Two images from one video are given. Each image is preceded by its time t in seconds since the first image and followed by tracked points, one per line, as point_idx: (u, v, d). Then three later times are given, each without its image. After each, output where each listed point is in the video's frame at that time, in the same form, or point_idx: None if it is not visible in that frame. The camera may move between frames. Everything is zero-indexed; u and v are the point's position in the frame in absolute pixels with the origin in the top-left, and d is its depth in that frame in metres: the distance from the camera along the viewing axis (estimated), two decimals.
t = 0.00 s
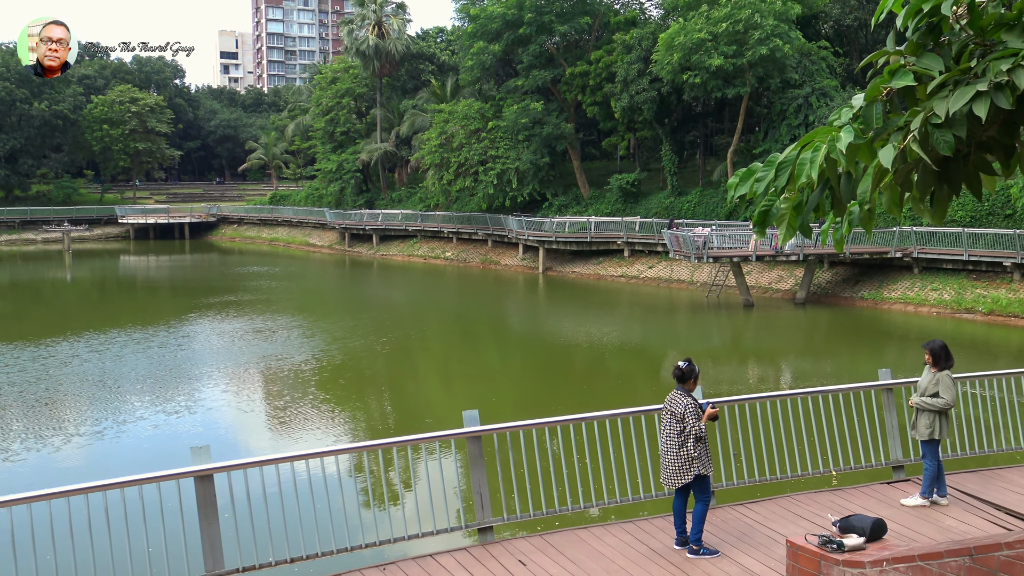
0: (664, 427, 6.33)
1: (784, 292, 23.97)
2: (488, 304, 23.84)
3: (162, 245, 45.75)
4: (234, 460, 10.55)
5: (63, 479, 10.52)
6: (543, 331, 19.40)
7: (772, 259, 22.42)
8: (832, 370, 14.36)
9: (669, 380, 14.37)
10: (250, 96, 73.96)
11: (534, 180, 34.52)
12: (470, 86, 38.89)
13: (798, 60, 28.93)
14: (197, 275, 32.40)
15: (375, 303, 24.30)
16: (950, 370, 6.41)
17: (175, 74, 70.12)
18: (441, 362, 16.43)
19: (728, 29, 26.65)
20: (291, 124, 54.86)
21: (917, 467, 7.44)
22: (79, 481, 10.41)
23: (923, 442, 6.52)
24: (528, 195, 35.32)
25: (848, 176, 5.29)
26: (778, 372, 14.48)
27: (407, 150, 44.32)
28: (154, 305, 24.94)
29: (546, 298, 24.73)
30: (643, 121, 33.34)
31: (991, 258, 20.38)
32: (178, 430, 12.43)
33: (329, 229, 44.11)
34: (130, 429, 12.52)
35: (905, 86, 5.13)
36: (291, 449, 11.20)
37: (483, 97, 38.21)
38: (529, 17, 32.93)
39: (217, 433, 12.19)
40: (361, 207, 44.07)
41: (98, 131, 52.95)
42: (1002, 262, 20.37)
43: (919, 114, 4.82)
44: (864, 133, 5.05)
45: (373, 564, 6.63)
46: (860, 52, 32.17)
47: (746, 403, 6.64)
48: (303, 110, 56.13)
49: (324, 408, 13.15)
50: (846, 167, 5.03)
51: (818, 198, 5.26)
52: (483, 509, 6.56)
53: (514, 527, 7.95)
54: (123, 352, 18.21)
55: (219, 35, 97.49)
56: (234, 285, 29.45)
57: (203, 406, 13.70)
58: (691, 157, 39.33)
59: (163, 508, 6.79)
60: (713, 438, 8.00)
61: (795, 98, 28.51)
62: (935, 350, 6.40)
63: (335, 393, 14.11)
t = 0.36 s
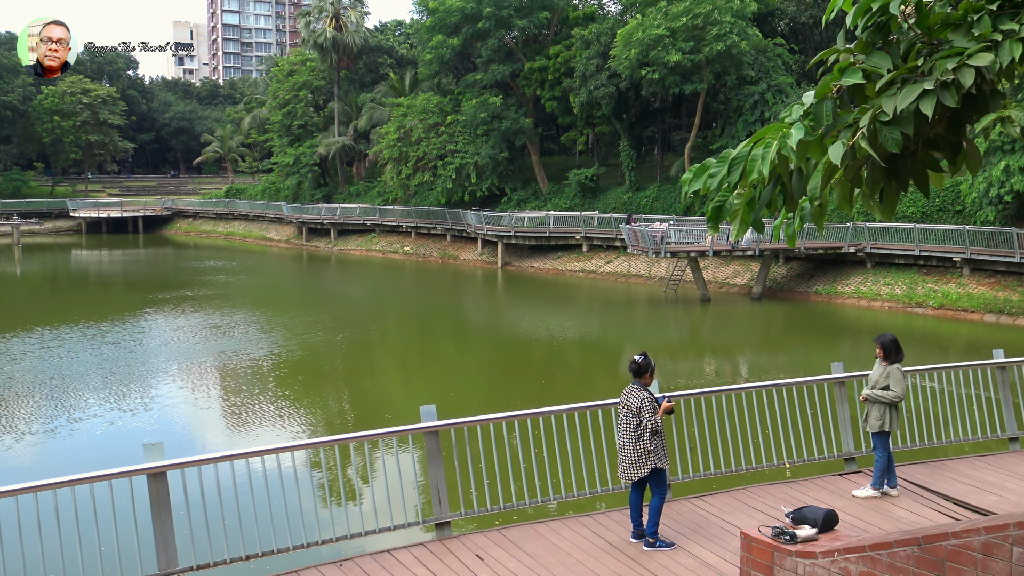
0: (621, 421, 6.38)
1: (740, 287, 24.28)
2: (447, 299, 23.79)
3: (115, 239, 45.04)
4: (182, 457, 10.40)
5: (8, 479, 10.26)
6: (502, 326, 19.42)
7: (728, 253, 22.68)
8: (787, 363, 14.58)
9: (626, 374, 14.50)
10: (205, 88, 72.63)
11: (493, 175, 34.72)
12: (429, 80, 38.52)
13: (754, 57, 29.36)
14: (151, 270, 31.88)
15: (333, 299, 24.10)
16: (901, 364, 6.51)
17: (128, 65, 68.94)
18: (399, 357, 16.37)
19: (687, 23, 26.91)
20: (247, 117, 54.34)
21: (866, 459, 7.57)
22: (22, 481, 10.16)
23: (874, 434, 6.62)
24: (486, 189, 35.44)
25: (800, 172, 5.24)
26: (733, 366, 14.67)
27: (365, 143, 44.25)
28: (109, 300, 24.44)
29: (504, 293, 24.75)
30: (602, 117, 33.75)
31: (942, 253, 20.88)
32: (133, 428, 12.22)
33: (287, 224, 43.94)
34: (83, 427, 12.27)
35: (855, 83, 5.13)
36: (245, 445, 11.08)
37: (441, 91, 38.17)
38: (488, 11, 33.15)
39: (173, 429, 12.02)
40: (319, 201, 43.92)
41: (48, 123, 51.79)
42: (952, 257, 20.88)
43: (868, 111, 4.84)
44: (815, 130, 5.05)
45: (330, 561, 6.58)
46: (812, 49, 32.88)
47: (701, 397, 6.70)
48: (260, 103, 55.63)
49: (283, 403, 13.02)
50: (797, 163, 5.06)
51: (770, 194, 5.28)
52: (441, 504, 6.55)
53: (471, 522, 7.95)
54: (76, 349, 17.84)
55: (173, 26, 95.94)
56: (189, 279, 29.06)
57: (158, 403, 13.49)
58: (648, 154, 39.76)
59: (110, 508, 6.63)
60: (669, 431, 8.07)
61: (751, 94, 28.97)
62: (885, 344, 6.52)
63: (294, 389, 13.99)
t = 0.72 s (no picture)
0: (583, 420, 6.38)
1: (701, 286, 24.54)
2: (409, 298, 23.70)
3: (71, 235, 44.36)
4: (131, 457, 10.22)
5: None
6: (465, 324, 19.37)
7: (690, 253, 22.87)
8: (747, 362, 14.71)
9: (587, 372, 14.56)
10: (164, 83, 71.36)
11: (456, 173, 34.86)
12: (391, 78, 38.46)
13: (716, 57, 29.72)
14: (109, 267, 31.35)
15: (294, 297, 23.85)
16: (857, 363, 6.59)
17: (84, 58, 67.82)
18: (361, 356, 16.25)
19: (650, 22, 27.01)
20: (208, 112, 53.85)
21: (822, 458, 7.67)
22: None
23: (831, 431, 6.70)
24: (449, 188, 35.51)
25: (759, 173, 5.27)
26: (693, 364, 14.80)
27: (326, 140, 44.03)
28: (66, 297, 23.92)
29: (467, 292, 24.71)
30: (565, 116, 34.00)
31: (899, 253, 21.29)
32: (88, 428, 11.96)
33: (247, 221, 43.78)
34: (37, 428, 11.99)
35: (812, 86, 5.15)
36: (202, 445, 10.93)
37: (404, 89, 38.27)
38: (452, 9, 33.23)
39: (131, 429, 11.81)
40: (280, 198, 43.73)
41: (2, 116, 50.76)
42: (908, 258, 21.29)
43: (825, 112, 4.85)
44: (774, 131, 5.07)
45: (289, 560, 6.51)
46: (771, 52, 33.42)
47: (662, 395, 6.74)
48: (220, 99, 55.09)
49: (244, 403, 12.86)
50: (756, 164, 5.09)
51: (729, 194, 5.30)
52: (402, 504, 6.52)
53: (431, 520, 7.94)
54: (30, 347, 17.42)
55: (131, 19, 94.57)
56: (148, 277, 28.61)
57: (116, 403, 13.23)
58: (610, 154, 40.07)
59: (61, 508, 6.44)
60: (629, 429, 8.10)
61: (713, 95, 29.35)
62: (841, 342, 6.60)
63: (256, 388, 13.82)
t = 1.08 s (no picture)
0: (550, 419, 6.38)
1: (669, 285, 24.74)
2: (378, 296, 23.60)
3: (33, 231, 43.66)
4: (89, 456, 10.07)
5: None
6: (434, 323, 19.32)
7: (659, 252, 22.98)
8: (714, 362, 14.81)
9: (555, 370, 14.60)
10: (129, 77, 70.58)
11: (424, 172, 34.58)
12: (359, 74, 38.69)
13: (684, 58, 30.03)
14: (72, 263, 30.85)
15: (261, 295, 23.62)
16: (823, 363, 6.64)
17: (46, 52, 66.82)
18: (328, 355, 16.15)
19: (619, 23, 27.18)
20: (174, 108, 53.35)
21: (787, 456, 7.73)
22: None
23: (795, 430, 6.77)
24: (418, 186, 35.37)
25: (725, 173, 5.29)
26: (661, 363, 14.90)
27: (294, 137, 43.76)
28: (28, 295, 23.47)
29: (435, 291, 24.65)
30: (534, 114, 34.15)
31: (863, 254, 21.61)
32: (50, 427, 11.75)
33: (213, 218, 43.50)
34: None
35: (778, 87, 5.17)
36: (166, 445, 10.80)
37: (373, 86, 38.80)
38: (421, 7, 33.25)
39: (95, 428, 11.64)
40: (247, 195, 43.45)
41: None
42: (872, 259, 21.61)
43: (791, 114, 4.86)
44: (741, 132, 5.09)
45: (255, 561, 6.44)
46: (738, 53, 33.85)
47: (630, 395, 6.76)
48: (186, 94, 54.57)
49: (210, 402, 12.73)
50: (722, 164, 5.11)
51: (696, 194, 5.30)
52: (369, 503, 6.47)
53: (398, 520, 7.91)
54: None
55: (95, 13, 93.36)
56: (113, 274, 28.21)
57: (79, 402, 13.01)
58: (579, 153, 40.27)
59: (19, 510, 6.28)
60: (597, 429, 8.11)
61: (681, 95, 29.65)
62: (804, 345, 6.64)
63: (222, 387, 13.67)
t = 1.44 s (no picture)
0: (537, 418, 6.39)
1: (655, 284, 24.80)
2: (364, 296, 23.53)
3: (16, 233, 43.35)
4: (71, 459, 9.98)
5: None
6: (421, 323, 19.29)
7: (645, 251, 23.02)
8: (700, 360, 14.85)
9: (542, 369, 14.62)
10: (112, 77, 70.18)
11: (410, 172, 34.73)
12: (344, 74, 38.62)
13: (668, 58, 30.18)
14: (57, 265, 30.62)
15: (247, 296, 23.50)
16: (807, 360, 6.69)
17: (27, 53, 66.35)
18: (314, 355, 16.12)
19: (604, 23, 27.27)
20: (157, 108, 53.12)
21: (772, 453, 7.76)
22: None
23: (782, 428, 6.78)
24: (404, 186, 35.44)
25: (709, 172, 5.28)
26: (648, 362, 14.92)
27: (279, 137, 43.70)
28: (12, 297, 23.26)
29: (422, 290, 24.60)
30: (520, 114, 34.19)
31: (848, 252, 21.72)
32: (34, 430, 11.64)
33: (198, 219, 43.33)
34: None
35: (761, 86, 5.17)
36: (152, 447, 10.74)
37: (358, 86, 38.68)
38: (406, 6, 33.22)
39: (81, 430, 11.57)
40: (232, 195, 43.32)
41: None
42: (857, 257, 21.73)
43: (774, 113, 4.87)
44: (724, 131, 5.08)
45: (242, 563, 6.41)
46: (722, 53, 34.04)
47: (617, 394, 6.76)
48: (169, 94, 54.27)
49: (197, 404, 12.66)
50: (707, 164, 5.10)
51: (681, 193, 5.29)
52: (356, 504, 6.46)
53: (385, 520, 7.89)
54: None
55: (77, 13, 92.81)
56: (97, 275, 28.02)
57: (64, 405, 12.91)
58: (564, 152, 40.32)
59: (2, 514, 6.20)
60: (583, 428, 8.11)
61: (666, 95, 29.75)
62: (787, 346, 6.63)
63: (209, 389, 13.61)
